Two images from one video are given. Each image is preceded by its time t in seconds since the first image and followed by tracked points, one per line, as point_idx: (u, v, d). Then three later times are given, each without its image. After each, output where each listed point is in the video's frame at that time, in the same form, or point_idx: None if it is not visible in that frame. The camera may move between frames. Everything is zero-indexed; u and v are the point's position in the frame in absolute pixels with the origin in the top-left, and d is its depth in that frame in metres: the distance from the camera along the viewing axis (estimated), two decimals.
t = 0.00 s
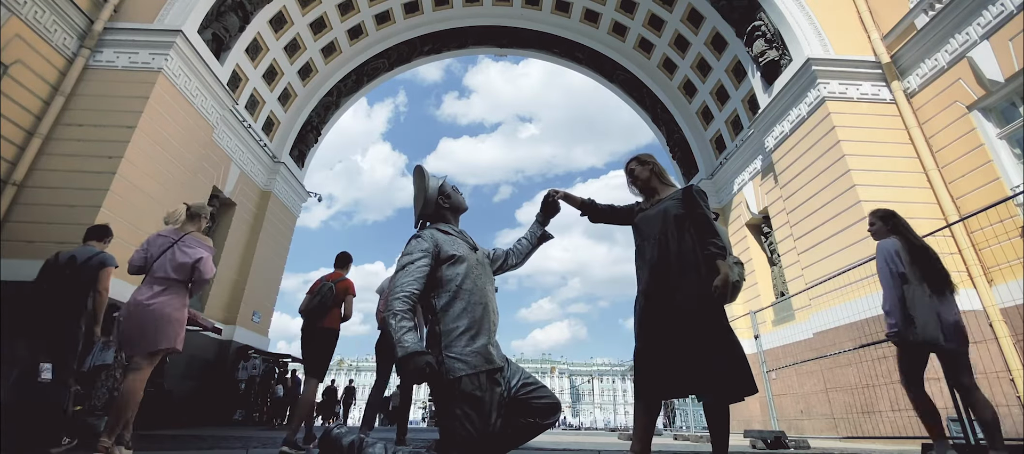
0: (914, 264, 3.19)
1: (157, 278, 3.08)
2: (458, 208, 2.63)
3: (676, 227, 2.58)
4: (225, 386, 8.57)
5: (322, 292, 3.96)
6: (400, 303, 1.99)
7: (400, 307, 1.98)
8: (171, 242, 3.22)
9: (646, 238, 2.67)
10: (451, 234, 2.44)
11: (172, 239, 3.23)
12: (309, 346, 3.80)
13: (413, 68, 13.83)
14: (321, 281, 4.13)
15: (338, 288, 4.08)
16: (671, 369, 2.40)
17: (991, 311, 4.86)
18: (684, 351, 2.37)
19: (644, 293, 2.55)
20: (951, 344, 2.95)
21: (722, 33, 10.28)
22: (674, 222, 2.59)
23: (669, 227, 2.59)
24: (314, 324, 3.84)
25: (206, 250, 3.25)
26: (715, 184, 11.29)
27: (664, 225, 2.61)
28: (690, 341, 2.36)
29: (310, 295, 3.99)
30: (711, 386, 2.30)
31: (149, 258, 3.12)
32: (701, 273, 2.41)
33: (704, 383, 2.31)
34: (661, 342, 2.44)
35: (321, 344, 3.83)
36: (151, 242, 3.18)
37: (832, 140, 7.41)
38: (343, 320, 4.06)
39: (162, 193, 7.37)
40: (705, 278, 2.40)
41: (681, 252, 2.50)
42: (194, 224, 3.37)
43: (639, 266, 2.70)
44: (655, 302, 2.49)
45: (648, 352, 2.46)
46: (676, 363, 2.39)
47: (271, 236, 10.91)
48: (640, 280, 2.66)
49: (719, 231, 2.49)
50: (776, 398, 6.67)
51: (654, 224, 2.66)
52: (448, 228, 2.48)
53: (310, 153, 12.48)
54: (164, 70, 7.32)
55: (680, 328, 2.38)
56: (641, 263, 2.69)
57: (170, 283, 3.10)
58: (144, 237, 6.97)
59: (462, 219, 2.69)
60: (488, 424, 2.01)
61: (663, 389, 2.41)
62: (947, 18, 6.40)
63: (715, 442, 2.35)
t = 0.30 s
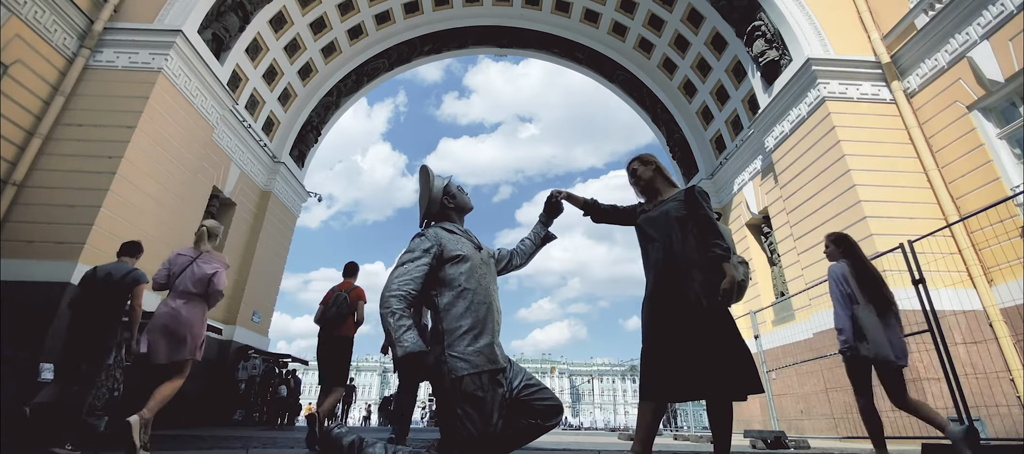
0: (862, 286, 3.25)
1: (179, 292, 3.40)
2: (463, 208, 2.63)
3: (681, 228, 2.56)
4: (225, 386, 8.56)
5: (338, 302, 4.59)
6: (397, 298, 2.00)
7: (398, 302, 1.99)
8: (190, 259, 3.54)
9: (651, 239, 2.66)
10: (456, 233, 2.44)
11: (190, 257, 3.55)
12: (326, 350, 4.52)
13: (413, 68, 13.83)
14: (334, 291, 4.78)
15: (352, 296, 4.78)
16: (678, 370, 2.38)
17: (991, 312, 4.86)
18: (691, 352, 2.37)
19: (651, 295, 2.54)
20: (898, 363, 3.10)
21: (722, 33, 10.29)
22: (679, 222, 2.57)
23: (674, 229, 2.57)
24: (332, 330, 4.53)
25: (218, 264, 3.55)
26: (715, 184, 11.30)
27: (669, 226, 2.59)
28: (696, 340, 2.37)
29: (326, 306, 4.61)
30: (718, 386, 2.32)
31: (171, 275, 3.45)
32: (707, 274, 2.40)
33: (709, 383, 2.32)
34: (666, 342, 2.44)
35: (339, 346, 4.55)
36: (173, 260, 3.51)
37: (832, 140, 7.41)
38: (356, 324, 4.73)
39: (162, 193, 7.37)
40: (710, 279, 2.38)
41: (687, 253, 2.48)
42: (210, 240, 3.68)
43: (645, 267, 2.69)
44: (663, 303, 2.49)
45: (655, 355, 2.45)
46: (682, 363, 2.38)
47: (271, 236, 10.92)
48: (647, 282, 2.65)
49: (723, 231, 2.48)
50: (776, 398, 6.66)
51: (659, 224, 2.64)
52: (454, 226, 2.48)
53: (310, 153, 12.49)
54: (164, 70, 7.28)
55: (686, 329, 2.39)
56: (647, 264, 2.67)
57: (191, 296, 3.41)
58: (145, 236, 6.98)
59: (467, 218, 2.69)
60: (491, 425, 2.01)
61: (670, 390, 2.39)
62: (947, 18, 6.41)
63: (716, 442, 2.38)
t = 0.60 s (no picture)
0: (818, 300, 3.67)
1: (197, 307, 3.70)
2: (464, 205, 2.63)
3: (683, 227, 2.56)
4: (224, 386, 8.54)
5: (351, 311, 4.60)
6: (404, 265, 2.07)
7: (406, 267, 2.07)
8: (206, 275, 3.85)
9: (653, 239, 2.66)
10: (457, 231, 2.44)
11: (205, 274, 3.86)
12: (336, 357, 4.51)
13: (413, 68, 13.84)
14: (349, 300, 4.78)
15: (365, 307, 4.78)
16: (678, 370, 2.39)
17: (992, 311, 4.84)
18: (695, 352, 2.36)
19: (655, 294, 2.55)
20: (842, 368, 3.50)
21: (722, 33, 10.29)
22: (682, 222, 2.57)
23: (677, 228, 2.57)
24: (345, 337, 4.54)
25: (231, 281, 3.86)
26: (715, 184, 11.30)
27: (672, 226, 2.59)
28: (698, 340, 2.36)
29: (341, 313, 4.61)
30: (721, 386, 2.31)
31: (189, 291, 3.74)
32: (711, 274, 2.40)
33: (709, 383, 2.32)
34: (667, 342, 2.44)
35: (353, 353, 4.55)
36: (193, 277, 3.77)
37: (832, 140, 7.41)
38: (370, 333, 4.74)
39: (161, 193, 7.36)
40: (713, 278, 2.39)
41: (690, 252, 2.48)
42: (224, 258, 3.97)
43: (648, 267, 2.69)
44: (666, 303, 2.49)
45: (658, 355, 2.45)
46: (683, 364, 2.38)
47: (271, 236, 10.92)
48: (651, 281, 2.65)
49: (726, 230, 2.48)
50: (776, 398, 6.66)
51: (662, 224, 2.64)
52: (454, 224, 2.48)
53: (310, 153, 12.49)
54: (164, 70, 7.25)
55: (689, 329, 2.39)
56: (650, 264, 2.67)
57: (207, 310, 3.70)
58: (145, 236, 6.98)
59: (469, 219, 2.69)
60: (488, 425, 2.01)
61: (670, 390, 2.41)
62: (947, 19, 6.41)
63: (717, 441, 2.37)
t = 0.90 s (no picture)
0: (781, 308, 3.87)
1: (220, 314, 3.99)
2: (462, 206, 2.63)
3: (687, 226, 2.56)
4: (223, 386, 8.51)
5: (368, 318, 4.70)
6: (404, 275, 2.06)
7: (406, 277, 2.06)
8: (227, 284, 4.13)
9: (656, 238, 2.65)
10: (456, 231, 2.44)
11: (226, 283, 4.14)
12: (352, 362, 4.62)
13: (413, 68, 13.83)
14: (366, 309, 4.86)
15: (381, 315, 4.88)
16: (681, 370, 2.39)
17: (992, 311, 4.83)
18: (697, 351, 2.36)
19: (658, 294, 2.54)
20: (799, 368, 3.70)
21: (722, 33, 10.28)
22: (685, 221, 2.57)
23: (680, 228, 2.56)
24: (362, 343, 4.63)
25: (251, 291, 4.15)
26: (715, 184, 11.30)
27: (675, 225, 2.59)
28: (702, 339, 2.35)
29: (358, 321, 4.70)
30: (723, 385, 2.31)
31: (212, 298, 4.03)
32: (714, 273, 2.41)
33: (714, 382, 2.31)
34: (671, 342, 2.43)
35: (370, 360, 4.62)
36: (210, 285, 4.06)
37: (831, 140, 7.41)
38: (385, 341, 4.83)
39: (161, 193, 7.35)
40: (716, 277, 2.41)
41: (693, 252, 2.48)
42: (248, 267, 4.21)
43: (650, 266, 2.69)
44: (669, 302, 2.48)
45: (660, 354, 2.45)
46: (688, 363, 2.37)
47: (271, 236, 10.92)
48: (653, 281, 2.65)
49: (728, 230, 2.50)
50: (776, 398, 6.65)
51: (665, 223, 2.63)
52: (453, 225, 2.48)
53: (310, 153, 12.49)
54: (164, 70, 7.24)
55: (692, 328, 2.39)
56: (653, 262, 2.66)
57: (230, 317, 4.00)
58: (145, 236, 6.97)
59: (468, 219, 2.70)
60: (487, 424, 2.01)
61: (672, 389, 2.41)
62: (947, 19, 6.42)
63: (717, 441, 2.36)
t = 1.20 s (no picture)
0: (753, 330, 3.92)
1: (231, 329, 4.21)
2: (460, 206, 2.63)
3: (687, 227, 2.56)
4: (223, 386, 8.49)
5: (377, 325, 4.80)
6: (403, 276, 2.06)
7: (405, 278, 2.05)
8: (238, 300, 4.31)
9: (656, 238, 2.65)
10: (454, 231, 2.45)
11: (237, 299, 4.32)
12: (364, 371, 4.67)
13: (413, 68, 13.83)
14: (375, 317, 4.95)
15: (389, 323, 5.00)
16: (681, 369, 2.40)
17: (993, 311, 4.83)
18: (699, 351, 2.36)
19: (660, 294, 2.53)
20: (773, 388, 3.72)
21: (722, 33, 10.28)
22: (686, 221, 2.58)
23: (681, 228, 2.56)
24: (373, 349, 4.69)
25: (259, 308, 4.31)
26: (715, 184, 11.30)
27: (675, 225, 2.58)
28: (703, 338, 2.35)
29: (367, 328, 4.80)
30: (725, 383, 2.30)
31: (224, 313, 4.21)
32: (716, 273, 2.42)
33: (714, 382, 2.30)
34: (671, 342, 2.43)
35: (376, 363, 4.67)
36: (221, 301, 4.30)
37: (832, 141, 7.41)
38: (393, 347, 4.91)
39: (161, 193, 7.35)
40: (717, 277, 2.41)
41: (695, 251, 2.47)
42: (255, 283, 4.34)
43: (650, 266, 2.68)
44: (671, 302, 2.47)
45: (661, 353, 2.44)
46: (688, 363, 2.38)
47: (271, 236, 10.92)
48: (654, 281, 2.64)
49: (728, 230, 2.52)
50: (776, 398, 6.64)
51: (665, 223, 2.63)
52: (451, 224, 2.48)
53: (310, 153, 12.49)
54: (164, 70, 7.24)
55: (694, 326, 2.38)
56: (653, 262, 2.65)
57: (240, 331, 4.22)
58: (146, 235, 6.98)
59: (466, 218, 2.69)
60: (486, 424, 2.01)
61: (672, 388, 2.40)
62: (946, 19, 6.43)
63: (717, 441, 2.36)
